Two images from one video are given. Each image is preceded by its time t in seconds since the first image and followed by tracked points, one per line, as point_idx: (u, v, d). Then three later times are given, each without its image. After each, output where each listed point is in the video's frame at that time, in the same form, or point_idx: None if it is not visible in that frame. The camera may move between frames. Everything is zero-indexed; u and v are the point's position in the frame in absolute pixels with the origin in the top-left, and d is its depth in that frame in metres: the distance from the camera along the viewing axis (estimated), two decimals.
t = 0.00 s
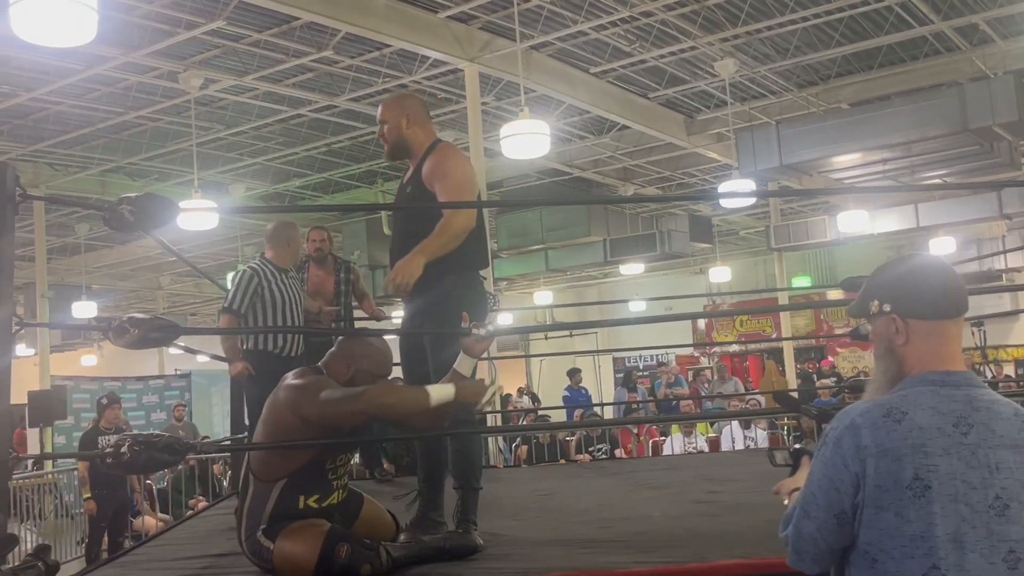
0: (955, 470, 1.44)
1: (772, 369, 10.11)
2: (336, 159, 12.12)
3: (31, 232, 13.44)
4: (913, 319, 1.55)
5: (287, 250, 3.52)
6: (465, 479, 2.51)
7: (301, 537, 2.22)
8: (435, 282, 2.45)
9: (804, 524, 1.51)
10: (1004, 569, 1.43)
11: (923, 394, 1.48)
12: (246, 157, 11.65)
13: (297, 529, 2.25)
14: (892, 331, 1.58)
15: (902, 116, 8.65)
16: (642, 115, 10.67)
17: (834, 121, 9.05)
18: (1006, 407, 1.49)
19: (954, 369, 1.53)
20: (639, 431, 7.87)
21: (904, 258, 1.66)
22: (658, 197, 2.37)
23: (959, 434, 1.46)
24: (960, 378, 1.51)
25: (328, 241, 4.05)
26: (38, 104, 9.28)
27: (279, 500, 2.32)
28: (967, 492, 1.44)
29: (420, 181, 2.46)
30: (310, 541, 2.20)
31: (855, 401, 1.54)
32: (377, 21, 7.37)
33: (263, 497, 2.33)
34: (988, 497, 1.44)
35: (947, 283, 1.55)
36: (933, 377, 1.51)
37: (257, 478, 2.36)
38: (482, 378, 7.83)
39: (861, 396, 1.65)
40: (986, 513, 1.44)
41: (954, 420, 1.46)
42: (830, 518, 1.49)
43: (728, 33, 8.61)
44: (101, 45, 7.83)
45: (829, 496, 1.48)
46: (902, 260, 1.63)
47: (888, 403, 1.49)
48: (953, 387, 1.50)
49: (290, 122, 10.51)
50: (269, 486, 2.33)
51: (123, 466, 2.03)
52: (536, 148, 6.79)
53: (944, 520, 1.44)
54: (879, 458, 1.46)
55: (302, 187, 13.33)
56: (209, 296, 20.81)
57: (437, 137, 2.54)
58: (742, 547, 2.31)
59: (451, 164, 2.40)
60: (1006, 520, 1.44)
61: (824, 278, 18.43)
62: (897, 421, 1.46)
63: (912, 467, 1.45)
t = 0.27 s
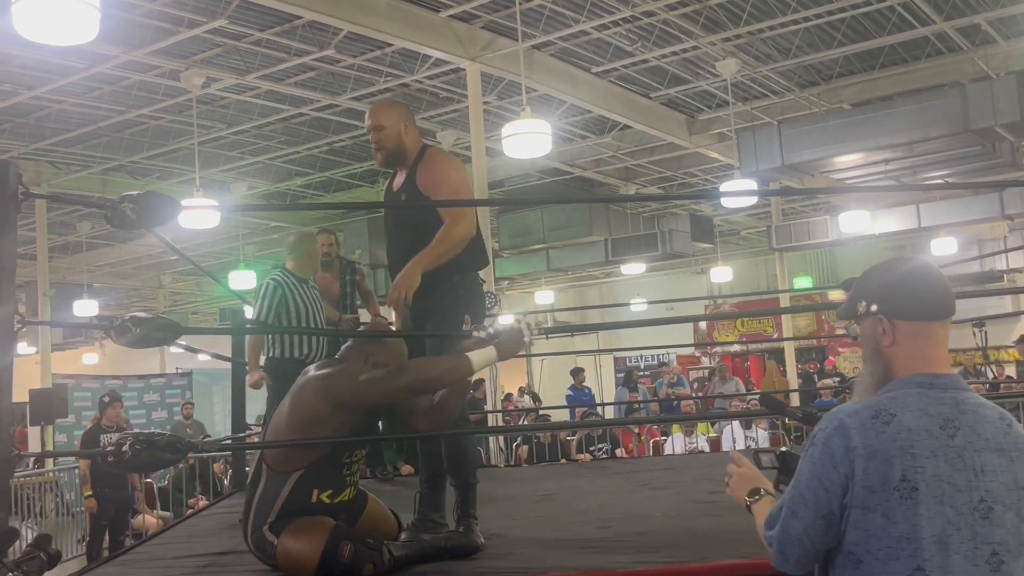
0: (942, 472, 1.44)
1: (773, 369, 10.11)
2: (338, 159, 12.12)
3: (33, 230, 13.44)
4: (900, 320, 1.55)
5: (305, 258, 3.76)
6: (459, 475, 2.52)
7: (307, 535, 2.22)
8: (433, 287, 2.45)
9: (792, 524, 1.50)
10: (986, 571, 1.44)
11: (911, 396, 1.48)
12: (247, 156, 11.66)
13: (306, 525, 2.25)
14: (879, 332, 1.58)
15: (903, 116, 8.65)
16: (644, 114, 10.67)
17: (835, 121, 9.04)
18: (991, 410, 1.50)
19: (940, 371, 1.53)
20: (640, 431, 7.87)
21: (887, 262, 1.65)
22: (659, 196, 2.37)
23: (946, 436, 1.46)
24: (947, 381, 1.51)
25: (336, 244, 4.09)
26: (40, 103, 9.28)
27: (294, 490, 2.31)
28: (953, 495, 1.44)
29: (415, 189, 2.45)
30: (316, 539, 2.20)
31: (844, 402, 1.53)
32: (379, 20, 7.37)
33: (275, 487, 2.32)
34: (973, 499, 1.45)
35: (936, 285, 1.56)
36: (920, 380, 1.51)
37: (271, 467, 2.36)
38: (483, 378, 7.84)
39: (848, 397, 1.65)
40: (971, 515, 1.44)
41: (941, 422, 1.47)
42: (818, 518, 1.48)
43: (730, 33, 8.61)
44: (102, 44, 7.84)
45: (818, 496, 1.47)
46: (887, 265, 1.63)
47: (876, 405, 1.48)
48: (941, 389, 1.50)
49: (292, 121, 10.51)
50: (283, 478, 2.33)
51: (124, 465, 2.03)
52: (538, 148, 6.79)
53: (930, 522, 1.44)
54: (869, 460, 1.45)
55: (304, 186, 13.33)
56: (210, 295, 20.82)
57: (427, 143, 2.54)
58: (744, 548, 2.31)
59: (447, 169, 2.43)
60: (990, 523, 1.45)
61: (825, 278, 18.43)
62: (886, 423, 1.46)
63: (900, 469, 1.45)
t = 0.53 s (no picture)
0: (925, 474, 1.44)
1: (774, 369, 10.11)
2: (339, 157, 12.12)
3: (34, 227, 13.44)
4: (887, 319, 1.55)
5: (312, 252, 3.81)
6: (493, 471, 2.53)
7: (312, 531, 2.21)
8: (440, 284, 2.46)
9: (774, 524, 1.51)
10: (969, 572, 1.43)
11: (896, 398, 1.48)
12: (249, 154, 11.66)
13: (310, 520, 2.23)
14: (866, 332, 1.58)
15: (905, 115, 8.64)
16: (646, 113, 10.66)
17: (837, 120, 9.03)
18: (978, 412, 1.50)
19: (927, 373, 1.52)
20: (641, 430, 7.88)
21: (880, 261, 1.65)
22: (659, 195, 2.36)
23: (930, 438, 1.46)
24: (932, 382, 1.51)
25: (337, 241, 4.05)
26: (41, 100, 9.28)
27: (301, 486, 2.29)
28: (936, 496, 1.44)
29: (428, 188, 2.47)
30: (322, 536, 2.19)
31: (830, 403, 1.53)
32: (381, 18, 7.36)
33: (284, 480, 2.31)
34: (955, 501, 1.44)
35: (925, 285, 1.55)
36: (906, 381, 1.51)
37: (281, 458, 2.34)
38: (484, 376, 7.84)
39: (835, 397, 1.65)
40: (955, 516, 1.44)
41: (925, 424, 1.46)
42: (801, 519, 1.49)
43: (732, 32, 8.60)
44: (104, 41, 7.83)
45: (800, 498, 1.48)
46: (880, 263, 1.63)
47: (861, 407, 1.48)
48: (926, 391, 1.49)
49: (294, 119, 10.51)
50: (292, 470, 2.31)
51: (125, 462, 2.03)
52: (540, 146, 6.79)
53: (912, 523, 1.44)
54: (852, 463, 1.45)
55: (305, 184, 13.33)
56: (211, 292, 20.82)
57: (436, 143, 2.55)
58: (746, 546, 2.30)
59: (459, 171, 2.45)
60: (972, 525, 1.45)
61: (826, 277, 18.44)
62: (870, 425, 1.46)
63: (883, 471, 1.44)
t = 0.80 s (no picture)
0: (916, 474, 1.44)
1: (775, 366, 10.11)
2: (341, 153, 12.11)
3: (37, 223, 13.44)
4: (877, 318, 1.55)
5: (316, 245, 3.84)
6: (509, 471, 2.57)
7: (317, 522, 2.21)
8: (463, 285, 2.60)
9: (766, 525, 1.52)
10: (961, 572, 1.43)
11: (887, 399, 1.48)
12: (251, 150, 11.65)
13: (316, 511, 2.24)
14: (857, 332, 1.59)
15: (908, 113, 8.63)
16: (648, 111, 10.65)
17: (839, 118, 9.02)
18: (970, 412, 1.49)
19: (918, 372, 1.52)
20: (641, 428, 7.88)
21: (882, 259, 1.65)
22: (660, 192, 2.36)
23: (922, 438, 1.45)
24: (924, 382, 1.51)
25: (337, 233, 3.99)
26: (44, 95, 9.28)
27: (310, 478, 2.30)
28: (928, 497, 1.44)
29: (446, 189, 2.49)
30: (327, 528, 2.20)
31: (823, 404, 1.54)
32: (384, 14, 7.36)
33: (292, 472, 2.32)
34: (947, 501, 1.44)
35: (917, 285, 1.55)
36: (897, 381, 1.51)
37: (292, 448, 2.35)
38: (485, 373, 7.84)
39: (830, 397, 1.65)
40: (946, 517, 1.43)
41: (917, 424, 1.46)
42: (792, 520, 1.49)
43: (735, 29, 8.60)
44: (106, 37, 7.83)
45: (792, 499, 1.49)
46: (880, 262, 1.62)
47: (853, 407, 1.48)
48: (917, 391, 1.49)
49: (296, 115, 10.51)
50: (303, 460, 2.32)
51: (126, 458, 2.03)
52: (542, 143, 6.79)
53: (904, 523, 1.43)
54: (843, 464, 1.45)
55: (307, 180, 13.33)
56: (212, 289, 20.83)
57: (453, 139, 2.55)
58: (743, 544, 2.29)
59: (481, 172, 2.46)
60: (965, 525, 1.44)
61: (827, 275, 18.45)
62: (861, 426, 1.46)
63: (874, 472, 1.44)
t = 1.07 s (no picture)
0: (923, 470, 1.44)
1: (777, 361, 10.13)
2: (344, 147, 12.12)
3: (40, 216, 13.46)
4: (886, 315, 1.55)
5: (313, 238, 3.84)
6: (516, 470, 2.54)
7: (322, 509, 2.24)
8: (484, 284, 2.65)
9: (773, 519, 1.52)
10: (968, 569, 1.43)
11: (896, 394, 1.48)
12: (254, 144, 11.65)
13: (324, 498, 2.26)
14: (867, 328, 1.58)
15: (912, 110, 8.62)
16: (651, 106, 10.64)
17: (843, 114, 9.01)
18: (978, 409, 1.50)
19: (926, 369, 1.52)
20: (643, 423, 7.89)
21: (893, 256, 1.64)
22: (665, 187, 2.35)
23: (930, 434, 1.45)
24: (933, 380, 1.51)
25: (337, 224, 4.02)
26: (47, 89, 9.28)
27: (323, 462, 2.34)
28: (934, 493, 1.44)
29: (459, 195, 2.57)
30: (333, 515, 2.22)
31: (831, 400, 1.54)
32: (388, 9, 7.35)
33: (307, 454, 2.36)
34: (954, 497, 1.44)
35: (925, 283, 1.55)
36: (905, 378, 1.51)
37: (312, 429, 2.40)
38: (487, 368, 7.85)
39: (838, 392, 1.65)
40: (953, 513, 1.44)
41: (925, 421, 1.46)
42: (800, 515, 1.50)
43: (738, 25, 8.58)
44: (109, 31, 7.83)
45: (799, 494, 1.49)
46: (890, 259, 1.62)
47: (861, 404, 1.48)
48: (926, 387, 1.49)
49: (299, 109, 10.51)
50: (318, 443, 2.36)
51: (129, 451, 2.03)
52: (545, 138, 6.78)
53: (910, 519, 1.44)
54: (852, 459, 1.45)
55: (310, 174, 13.34)
56: (215, 283, 20.85)
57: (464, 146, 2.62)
58: (745, 540, 2.29)
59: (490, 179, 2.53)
60: (972, 521, 1.44)
61: (830, 272, 18.45)
62: (869, 422, 1.46)
63: (881, 467, 1.45)
